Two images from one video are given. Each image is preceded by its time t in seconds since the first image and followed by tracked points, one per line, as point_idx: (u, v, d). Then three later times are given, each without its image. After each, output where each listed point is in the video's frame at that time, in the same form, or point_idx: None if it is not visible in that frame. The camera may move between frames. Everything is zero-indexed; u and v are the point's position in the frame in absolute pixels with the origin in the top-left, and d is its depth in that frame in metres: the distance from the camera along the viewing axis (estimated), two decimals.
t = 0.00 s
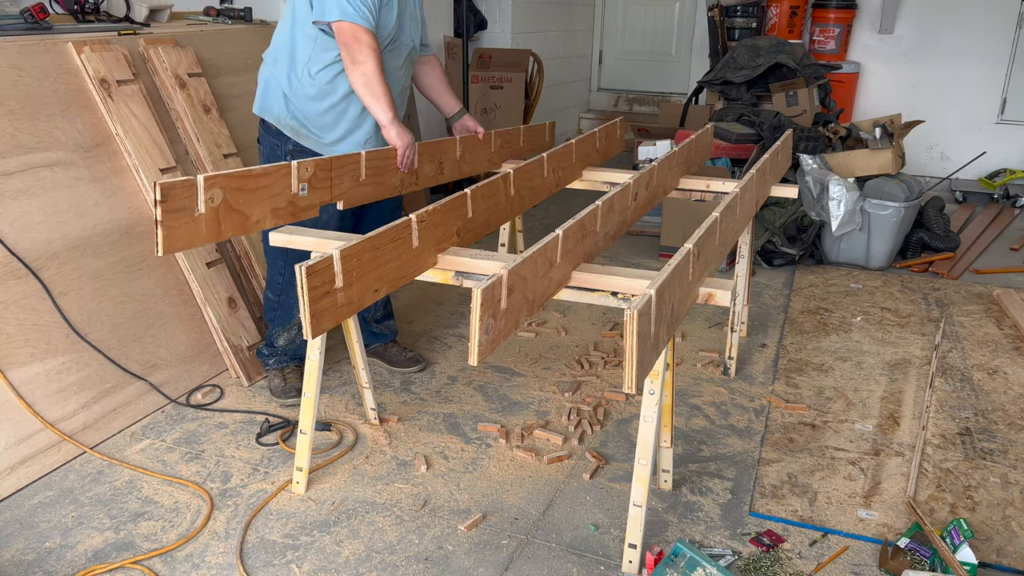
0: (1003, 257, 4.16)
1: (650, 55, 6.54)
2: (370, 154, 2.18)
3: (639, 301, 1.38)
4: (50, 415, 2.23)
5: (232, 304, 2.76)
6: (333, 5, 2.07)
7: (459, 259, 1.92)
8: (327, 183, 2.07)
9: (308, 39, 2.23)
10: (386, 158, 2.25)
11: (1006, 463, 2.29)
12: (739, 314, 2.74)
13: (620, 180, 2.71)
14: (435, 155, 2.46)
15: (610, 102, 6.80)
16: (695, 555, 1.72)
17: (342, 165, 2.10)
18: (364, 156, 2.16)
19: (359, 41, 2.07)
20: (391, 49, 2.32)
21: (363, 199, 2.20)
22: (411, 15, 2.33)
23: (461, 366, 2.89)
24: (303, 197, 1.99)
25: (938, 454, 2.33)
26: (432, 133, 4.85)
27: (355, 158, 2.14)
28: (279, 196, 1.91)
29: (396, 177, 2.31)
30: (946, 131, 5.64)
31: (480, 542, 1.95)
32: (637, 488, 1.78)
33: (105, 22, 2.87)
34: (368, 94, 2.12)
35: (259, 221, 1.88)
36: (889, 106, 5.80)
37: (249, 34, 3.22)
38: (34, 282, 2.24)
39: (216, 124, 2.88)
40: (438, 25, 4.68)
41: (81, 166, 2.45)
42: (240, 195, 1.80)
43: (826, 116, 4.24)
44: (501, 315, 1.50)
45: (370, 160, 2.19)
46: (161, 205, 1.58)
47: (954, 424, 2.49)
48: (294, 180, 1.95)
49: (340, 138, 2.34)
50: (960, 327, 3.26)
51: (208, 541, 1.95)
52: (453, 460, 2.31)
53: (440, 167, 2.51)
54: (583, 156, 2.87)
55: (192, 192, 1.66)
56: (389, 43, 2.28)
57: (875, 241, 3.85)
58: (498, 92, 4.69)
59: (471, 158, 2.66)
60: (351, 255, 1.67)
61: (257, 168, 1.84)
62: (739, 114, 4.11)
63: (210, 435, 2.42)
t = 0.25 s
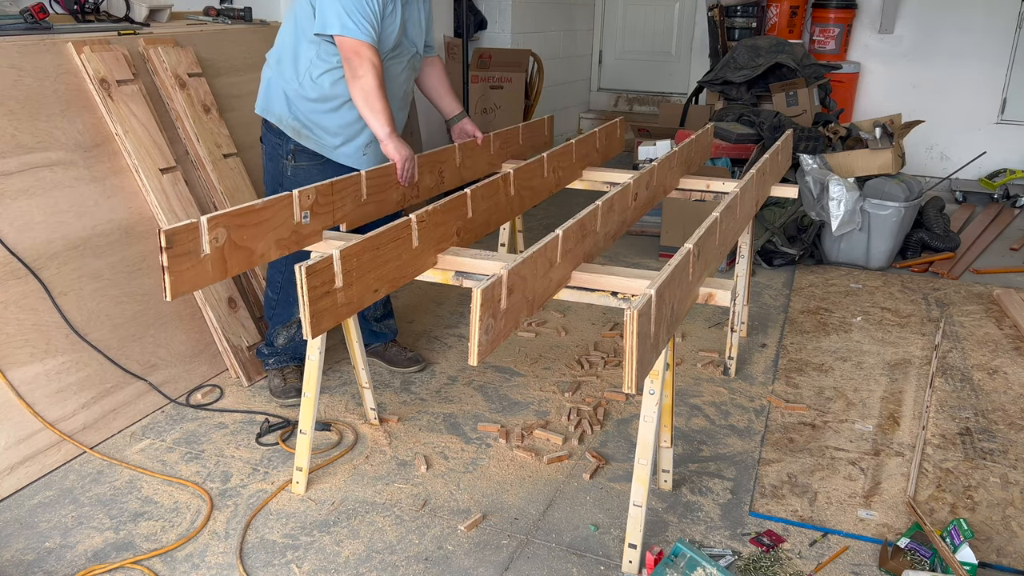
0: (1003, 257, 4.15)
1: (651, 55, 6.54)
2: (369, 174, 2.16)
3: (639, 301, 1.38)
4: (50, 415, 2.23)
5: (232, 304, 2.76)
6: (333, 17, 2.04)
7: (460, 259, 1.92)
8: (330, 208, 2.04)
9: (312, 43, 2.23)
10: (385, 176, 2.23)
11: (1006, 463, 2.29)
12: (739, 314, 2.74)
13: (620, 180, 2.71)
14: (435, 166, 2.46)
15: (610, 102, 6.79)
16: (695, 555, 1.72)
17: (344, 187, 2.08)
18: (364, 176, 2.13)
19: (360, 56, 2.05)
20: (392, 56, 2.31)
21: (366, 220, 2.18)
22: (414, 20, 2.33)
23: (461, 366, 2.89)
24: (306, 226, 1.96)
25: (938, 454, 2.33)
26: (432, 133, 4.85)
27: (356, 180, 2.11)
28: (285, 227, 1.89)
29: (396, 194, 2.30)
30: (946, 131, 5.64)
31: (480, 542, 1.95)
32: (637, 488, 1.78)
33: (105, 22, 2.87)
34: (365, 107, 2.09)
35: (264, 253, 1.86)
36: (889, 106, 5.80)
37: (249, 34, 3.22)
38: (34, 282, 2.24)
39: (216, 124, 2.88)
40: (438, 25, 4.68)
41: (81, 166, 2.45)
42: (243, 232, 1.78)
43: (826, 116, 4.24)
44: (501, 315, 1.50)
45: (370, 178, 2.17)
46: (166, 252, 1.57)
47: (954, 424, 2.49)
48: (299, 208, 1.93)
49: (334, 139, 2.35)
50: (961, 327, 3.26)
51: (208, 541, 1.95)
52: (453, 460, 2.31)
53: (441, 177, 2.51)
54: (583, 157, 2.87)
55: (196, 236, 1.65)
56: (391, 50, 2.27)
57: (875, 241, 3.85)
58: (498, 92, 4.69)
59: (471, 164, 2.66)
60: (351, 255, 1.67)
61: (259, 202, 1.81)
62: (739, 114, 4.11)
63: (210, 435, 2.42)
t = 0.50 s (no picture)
0: (1003, 257, 4.15)
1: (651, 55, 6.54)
2: (368, 181, 2.15)
3: (639, 301, 1.38)
4: (50, 415, 2.23)
5: (232, 304, 2.76)
6: (329, 26, 2.04)
7: (460, 260, 1.92)
8: (329, 217, 2.03)
9: (312, 47, 2.22)
10: (384, 182, 2.22)
11: (1006, 463, 2.29)
12: (739, 314, 2.74)
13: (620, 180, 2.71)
14: (433, 170, 2.46)
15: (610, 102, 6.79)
16: (695, 555, 1.72)
17: (342, 197, 2.07)
18: (363, 184, 2.13)
19: (356, 64, 2.05)
20: (392, 61, 2.31)
21: (366, 226, 2.17)
22: (416, 25, 2.32)
23: (461, 366, 2.89)
24: (305, 236, 1.95)
25: (938, 454, 2.33)
26: (432, 133, 4.85)
27: (354, 188, 2.10)
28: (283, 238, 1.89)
29: (396, 200, 2.28)
30: (946, 131, 5.64)
31: (480, 542, 1.95)
32: (637, 488, 1.78)
33: (105, 22, 2.86)
34: (361, 115, 2.09)
35: (263, 265, 1.85)
36: (889, 106, 5.80)
37: (249, 34, 3.22)
38: (34, 282, 2.24)
39: (216, 124, 2.88)
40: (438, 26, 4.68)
41: (81, 166, 2.45)
42: (242, 245, 1.77)
43: (826, 116, 4.24)
44: (501, 315, 1.50)
45: (369, 185, 2.16)
46: (164, 269, 1.56)
47: (954, 424, 2.49)
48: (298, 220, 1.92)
49: (335, 142, 2.36)
50: (961, 327, 3.26)
51: (208, 541, 1.95)
52: (453, 460, 2.31)
53: (440, 181, 2.51)
54: (583, 157, 2.87)
55: (194, 251, 1.65)
56: (392, 55, 2.27)
57: (875, 241, 3.85)
58: (498, 92, 4.69)
59: (470, 166, 2.66)
60: (351, 255, 1.67)
61: (258, 215, 1.80)
62: (739, 114, 4.11)
63: (210, 435, 2.42)
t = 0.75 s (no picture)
0: (1003, 257, 4.16)
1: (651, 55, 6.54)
2: (360, 180, 2.15)
3: (640, 301, 1.38)
4: (50, 415, 2.23)
5: (232, 304, 2.76)
6: (328, 25, 2.04)
7: (460, 259, 1.93)
8: (316, 217, 2.03)
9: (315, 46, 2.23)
10: (376, 182, 2.22)
11: (1006, 462, 2.29)
12: (739, 314, 2.74)
13: (620, 181, 2.72)
14: (430, 170, 2.45)
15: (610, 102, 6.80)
16: (695, 555, 1.72)
17: (330, 197, 2.07)
18: (353, 184, 2.13)
19: (353, 62, 2.05)
20: (396, 61, 2.31)
21: (355, 226, 2.17)
22: (421, 24, 2.33)
23: (461, 365, 2.90)
24: (290, 235, 1.95)
25: (938, 454, 2.33)
26: (432, 133, 4.85)
27: (343, 188, 2.10)
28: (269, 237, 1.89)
29: (387, 200, 2.28)
30: (946, 131, 5.64)
31: (480, 542, 1.95)
32: (637, 488, 1.78)
33: (105, 22, 2.86)
34: (358, 113, 2.09)
35: (246, 264, 1.85)
36: (889, 106, 5.80)
37: (249, 34, 3.22)
38: (34, 282, 2.24)
39: (216, 124, 2.88)
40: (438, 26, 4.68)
41: (81, 166, 2.45)
42: (225, 244, 1.77)
43: (826, 116, 4.24)
44: (501, 315, 1.50)
45: (359, 185, 2.16)
46: (143, 267, 1.56)
47: (954, 424, 2.49)
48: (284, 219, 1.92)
49: (339, 141, 2.36)
50: (960, 327, 3.26)
51: (208, 541, 1.95)
52: (453, 460, 2.31)
53: (436, 181, 2.50)
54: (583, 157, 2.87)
55: (174, 250, 1.64)
56: (395, 55, 2.27)
57: (875, 241, 3.85)
58: (498, 91, 4.69)
59: (468, 165, 2.66)
60: (350, 255, 1.67)
61: (241, 214, 1.80)
62: (740, 114, 4.10)
63: (210, 435, 2.42)
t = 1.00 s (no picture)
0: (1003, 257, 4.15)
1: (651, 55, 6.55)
2: (357, 180, 2.15)
3: (640, 302, 1.38)
4: (50, 415, 2.23)
5: (232, 304, 2.76)
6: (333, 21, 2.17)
7: (460, 260, 1.93)
8: (313, 216, 2.03)
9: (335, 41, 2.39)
10: (373, 181, 2.21)
11: (1006, 463, 2.29)
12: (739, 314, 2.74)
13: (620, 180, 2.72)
14: (426, 169, 2.45)
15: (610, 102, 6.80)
16: (696, 555, 1.72)
17: (328, 197, 2.07)
18: (350, 183, 2.13)
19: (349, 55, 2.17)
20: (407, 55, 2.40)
21: (351, 226, 2.17)
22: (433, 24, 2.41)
23: (461, 365, 2.90)
24: (287, 234, 1.95)
25: (938, 454, 2.33)
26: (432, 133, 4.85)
27: (340, 188, 2.10)
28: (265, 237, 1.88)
29: (384, 199, 2.28)
30: (946, 131, 5.64)
31: (480, 542, 1.95)
32: (637, 488, 1.78)
33: (105, 22, 2.87)
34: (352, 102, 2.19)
35: (243, 264, 1.84)
36: (889, 106, 5.80)
37: (249, 35, 3.22)
38: (34, 282, 2.24)
39: (217, 124, 2.88)
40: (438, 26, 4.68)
41: (81, 166, 2.45)
42: (222, 244, 1.76)
43: (826, 116, 4.24)
44: (501, 315, 1.50)
45: (356, 185, 2.16)
46: (140, 266, 1.56)
47: (954, 424, 2.49)
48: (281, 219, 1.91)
49: (350, 130, 2.47)
50: (961, 326, 3.26)
51: (208, 541, 1.95)
52: (453, 460, 2.31)
53: (433, 180, 2.49)
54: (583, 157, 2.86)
55: (172, 250, 1.64)
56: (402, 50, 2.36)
57: (875, 241, 3.85)
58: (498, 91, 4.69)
59: (464, 165, 2.66)
60: (349, 256, 1.66)
61: (239, 213, 1.80)
62: (739, 114, 4.10)
63: (210, 435, 2.42)
